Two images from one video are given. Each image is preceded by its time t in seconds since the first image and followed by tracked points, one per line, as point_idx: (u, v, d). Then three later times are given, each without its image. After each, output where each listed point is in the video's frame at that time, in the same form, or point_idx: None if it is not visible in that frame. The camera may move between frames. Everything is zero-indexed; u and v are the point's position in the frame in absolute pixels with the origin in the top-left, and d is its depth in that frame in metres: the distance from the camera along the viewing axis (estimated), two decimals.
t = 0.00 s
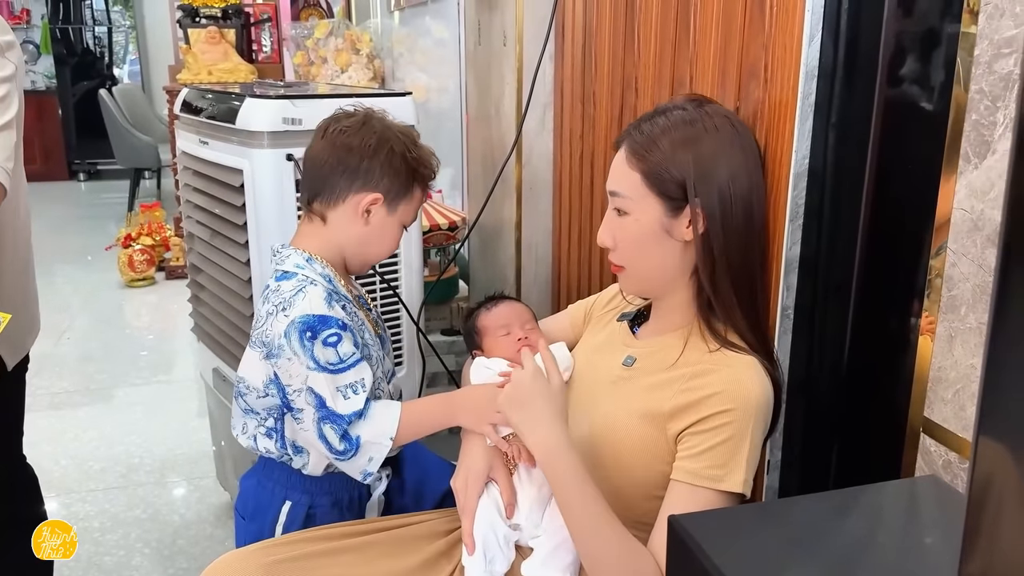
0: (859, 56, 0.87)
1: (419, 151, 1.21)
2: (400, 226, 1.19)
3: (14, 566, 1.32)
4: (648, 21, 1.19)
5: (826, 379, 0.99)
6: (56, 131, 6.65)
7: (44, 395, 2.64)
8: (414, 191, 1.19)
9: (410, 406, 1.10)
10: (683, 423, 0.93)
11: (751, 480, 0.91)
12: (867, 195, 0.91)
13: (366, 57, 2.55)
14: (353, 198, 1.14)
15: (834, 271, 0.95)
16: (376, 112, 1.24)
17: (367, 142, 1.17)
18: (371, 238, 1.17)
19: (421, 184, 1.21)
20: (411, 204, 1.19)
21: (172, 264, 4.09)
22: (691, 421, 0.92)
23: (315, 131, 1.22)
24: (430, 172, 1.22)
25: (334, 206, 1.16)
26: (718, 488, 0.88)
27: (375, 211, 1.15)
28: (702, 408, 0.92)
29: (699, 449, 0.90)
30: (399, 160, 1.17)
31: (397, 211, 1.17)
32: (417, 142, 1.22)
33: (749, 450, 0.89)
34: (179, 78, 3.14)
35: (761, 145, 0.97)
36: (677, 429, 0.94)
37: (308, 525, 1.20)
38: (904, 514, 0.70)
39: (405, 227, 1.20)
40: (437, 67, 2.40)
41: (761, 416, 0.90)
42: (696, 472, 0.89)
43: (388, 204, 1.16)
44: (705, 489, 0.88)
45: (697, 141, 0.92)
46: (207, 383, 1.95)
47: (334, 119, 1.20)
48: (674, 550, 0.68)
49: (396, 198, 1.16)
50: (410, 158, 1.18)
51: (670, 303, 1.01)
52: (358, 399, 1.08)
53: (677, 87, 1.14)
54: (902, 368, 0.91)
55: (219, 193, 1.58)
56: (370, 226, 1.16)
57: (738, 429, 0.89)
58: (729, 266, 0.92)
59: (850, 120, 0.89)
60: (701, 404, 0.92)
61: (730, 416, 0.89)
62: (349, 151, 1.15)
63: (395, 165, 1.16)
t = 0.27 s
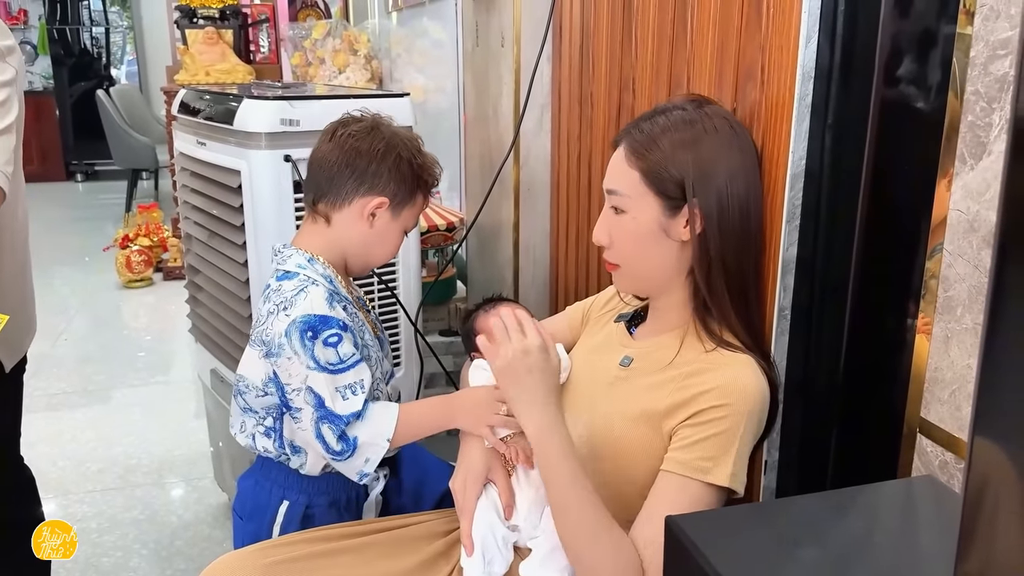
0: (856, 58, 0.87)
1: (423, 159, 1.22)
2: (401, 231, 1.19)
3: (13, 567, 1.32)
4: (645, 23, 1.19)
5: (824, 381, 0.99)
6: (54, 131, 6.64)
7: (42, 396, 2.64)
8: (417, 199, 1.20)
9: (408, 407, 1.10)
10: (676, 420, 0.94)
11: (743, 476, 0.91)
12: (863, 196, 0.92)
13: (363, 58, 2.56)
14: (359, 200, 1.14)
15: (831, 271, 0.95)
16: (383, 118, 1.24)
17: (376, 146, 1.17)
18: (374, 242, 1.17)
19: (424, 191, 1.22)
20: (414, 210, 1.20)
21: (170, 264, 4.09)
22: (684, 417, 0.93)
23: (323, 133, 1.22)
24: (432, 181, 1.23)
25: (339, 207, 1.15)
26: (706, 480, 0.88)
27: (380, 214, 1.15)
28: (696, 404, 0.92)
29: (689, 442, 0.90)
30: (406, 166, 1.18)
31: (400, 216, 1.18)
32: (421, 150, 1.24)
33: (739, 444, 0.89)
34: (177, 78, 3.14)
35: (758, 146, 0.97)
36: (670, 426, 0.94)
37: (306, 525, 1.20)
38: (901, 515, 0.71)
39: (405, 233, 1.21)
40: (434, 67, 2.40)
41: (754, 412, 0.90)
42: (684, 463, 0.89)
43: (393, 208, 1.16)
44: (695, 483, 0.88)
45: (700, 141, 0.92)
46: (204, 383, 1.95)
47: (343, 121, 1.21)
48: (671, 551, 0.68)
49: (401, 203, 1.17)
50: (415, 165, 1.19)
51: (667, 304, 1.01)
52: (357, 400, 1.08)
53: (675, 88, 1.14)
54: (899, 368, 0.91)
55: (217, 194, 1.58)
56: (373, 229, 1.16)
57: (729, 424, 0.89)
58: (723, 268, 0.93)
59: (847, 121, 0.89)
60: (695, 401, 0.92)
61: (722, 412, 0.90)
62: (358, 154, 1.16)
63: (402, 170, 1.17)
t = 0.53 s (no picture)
0: (856, 57, 0.87)
1: (427, 161, 1.21)
2: (401, 233, 1.19)
3: (10, 569, 1.31)
4: (644, 22, 1.19)
5: (823, 380, 0.99)
6: (51, 132, 6.63)
7: (40, 397, 2.64)
8: (419, 201, 1.20)
9: (407, 407, 1.10)
10: (678, 421, 0.93)
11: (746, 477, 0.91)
12: (862, 195, 0.92)
13: (362, 58, 2.57)
14: (360, 201, 1.14)
15: (832, 270, 0.95)
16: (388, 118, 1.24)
17: (380, 147, 1.17)
18: (373, 242, 1.17)
19: (426, 193, 1.21)
20: (415, 212, 1.20)
21: (168, 264, 4.08)
22: (686, 418, 0.93)
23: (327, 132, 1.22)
24: (435, 183, 1.23)
25: (341, 207, 1.15)
26: (713, 484, 0.88)
27: (381, 216, 1.15)
28: (697, 405, 0.92)
29: (694, 445, 0.90)
30: (408, 168, 1.17)
31: (401, 218, 1.18)
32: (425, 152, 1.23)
33: (744, 445, 0.89)
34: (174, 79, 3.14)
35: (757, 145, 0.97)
36: (672, 427, 0.94)
37: (303, 521, 1.19)
38: (901, 513, 0.71)
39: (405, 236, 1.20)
40: (432, 67, 2.40)
41: (755, 412, 0.90)
42: (694, 469, 0.89)
43: (394, 210, 1.16)
44: (702, 485, 0.88)
45: (706, 140, 0.92)
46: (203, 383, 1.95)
47: (348, 121, 1.20)
48: (672, 550, 0.68)
49: (402, 205, 1.17)
50: (418, 167, 1.19)
51: (666, 303, 1.01)
52: (354, 401, 1.08)
53: (673, 88, 1.14)
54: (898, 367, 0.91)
55: (215, 194, 1.58)
56: (374, 230, 1.16)
57: (733, 426, 0.89)
58: (723, 266, 0.93)
59: (847, 120, 0.89)
60: (696, 402, 0.92)
61: (725, 413, 0.89)
62: (361, 155, 1.15)
63: (404, 173, 1.17)
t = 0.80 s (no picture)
0: (855, 56, 0.87)
1: (431, 162, 1.21)
2: (404, 233, 1.18)
3: (8, 569, 1.31)
4: (643, 22, 1.19)
5: (823, 381, 0.99)
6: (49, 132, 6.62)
7: (38, 397, 2.63)
8: (422, 202, 1.19)
9: (407, 408, 1.10)
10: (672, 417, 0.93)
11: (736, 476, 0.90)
12: (862, 195, 0.92)
13: (360, 58, 2.57)
14: (361, 200, 1.14)
15: (831, 270, 0.95)
16: (394, 120, 1.24)
17: (383, 147, 1.17)
18: (374, 242, 1.17)
19: (430, 194, 1.20)
20: (418, 213, 1.19)
21: (166, 264, 4.08)
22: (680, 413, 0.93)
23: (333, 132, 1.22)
24: (440, 185, 1.22)
25: (342, 206, 1.15)
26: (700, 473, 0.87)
27: (382, 216, 1.15)
28: (692, 401, 0.92)
29: (685, 436, 0.89)
30: (411, 168, 1.17)
31: (403, 218, 1.17)
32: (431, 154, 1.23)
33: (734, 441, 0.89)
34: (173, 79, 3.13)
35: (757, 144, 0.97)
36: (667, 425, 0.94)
37: (301, 519, 1.19)
38: (900, 513, 0.71)
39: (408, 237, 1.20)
40: (431, 67, 2.40)
41: (751, 411, 0.90)
42: (681, 454, 0.88)
43: (395, 210, 1.16)
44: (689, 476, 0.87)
45: (708, 141, 0.92)
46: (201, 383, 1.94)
47: (354, 120, 1.21)
48: (671, 550, 0.68)
49: (404, 205, 1.16)
50: (421, 168, 1.18)
51: (666, 304, 1.01)
52: (352, 401, 1.08)
53: (673, 88, 1.14)
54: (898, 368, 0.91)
55: (214, 193, 1.58)
56: (375, 230, 1.16)
57: (725, 420, 0.89)
58: (723, 267, 0.93)
59: (847, 119, 0.89)
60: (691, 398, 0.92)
61: (718, 408, 0.89)
62: (364, 154, 1.16)
63: (406, 173, 1.16)
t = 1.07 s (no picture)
0: (853, 57, 0.87)
1: (418, 150, 1.17)
2: (397, 224, 1.16)
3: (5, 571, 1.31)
4: (642, 23, 1.19)
5: (820, 381, 0.99)
6: (47, 132, 6.61)
7: (35, 398, 2.63)
8: (411, 189, 1.15)
9: (404, 408, 1.09)
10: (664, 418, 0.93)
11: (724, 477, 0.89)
12: (860, 196, 0.92)
13: (358, 59, 2.56)
14: (342, 194, 1.14)
15: (829, 271, 0.95)
16: (387, 116, 1.24)
17: (360, 139, 1.16)
18: (365, 236, 1.16)
19: (422, 183, 1.16)
20: (408, 202, 1.15)
21: (164, 265, 4.07)
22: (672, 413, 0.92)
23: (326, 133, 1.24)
24: (434, 173, 1.18)
25: (329, 203, 1.16)
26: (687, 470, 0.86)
27: (366, 207, 1.14)
28: (684, 401, 0.91)
29: (673, 433, 0.89)
30: (393, 157, 1.14)
31: (389, 208, 1.14)
32: (421, 143, 1.19)
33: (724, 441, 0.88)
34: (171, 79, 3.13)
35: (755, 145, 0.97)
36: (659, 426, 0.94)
37: (298, 519, 1.19)
38: (898, 514, 0.71)
39: (403, 227, 1.16)
40: (430, 67, 2.40)
41: (744, 413, 0.89)
42: (668, 449, 0.87)
43: (378, 200, 1.14)
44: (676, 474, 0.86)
45: (707, 142, 0.92)
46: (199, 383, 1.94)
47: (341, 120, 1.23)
48: (668, 551, 0.67)
49: (387, 194, 1.14)
50: (405, 156, 1.15)
51: (664, 305, 1.01)
52: (350, 400, 1.08)
53: (671, 88, 1.14)
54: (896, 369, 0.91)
55: (211, 193, 1.57)
56: (362, 223, 1.15)
57: (715, 420, 0.88)
58: (723, 270, 0.93)
59: (846, 120, 0.89)
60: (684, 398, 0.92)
61: (710, 408, 0.89)
62: (343, 149, 1.16)
63: (387, 162, 1.14)
